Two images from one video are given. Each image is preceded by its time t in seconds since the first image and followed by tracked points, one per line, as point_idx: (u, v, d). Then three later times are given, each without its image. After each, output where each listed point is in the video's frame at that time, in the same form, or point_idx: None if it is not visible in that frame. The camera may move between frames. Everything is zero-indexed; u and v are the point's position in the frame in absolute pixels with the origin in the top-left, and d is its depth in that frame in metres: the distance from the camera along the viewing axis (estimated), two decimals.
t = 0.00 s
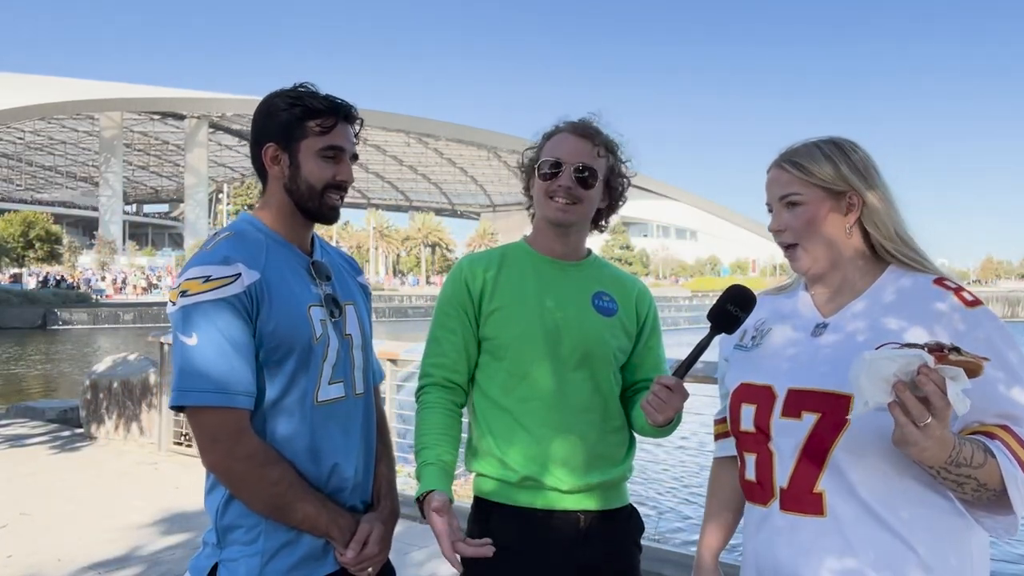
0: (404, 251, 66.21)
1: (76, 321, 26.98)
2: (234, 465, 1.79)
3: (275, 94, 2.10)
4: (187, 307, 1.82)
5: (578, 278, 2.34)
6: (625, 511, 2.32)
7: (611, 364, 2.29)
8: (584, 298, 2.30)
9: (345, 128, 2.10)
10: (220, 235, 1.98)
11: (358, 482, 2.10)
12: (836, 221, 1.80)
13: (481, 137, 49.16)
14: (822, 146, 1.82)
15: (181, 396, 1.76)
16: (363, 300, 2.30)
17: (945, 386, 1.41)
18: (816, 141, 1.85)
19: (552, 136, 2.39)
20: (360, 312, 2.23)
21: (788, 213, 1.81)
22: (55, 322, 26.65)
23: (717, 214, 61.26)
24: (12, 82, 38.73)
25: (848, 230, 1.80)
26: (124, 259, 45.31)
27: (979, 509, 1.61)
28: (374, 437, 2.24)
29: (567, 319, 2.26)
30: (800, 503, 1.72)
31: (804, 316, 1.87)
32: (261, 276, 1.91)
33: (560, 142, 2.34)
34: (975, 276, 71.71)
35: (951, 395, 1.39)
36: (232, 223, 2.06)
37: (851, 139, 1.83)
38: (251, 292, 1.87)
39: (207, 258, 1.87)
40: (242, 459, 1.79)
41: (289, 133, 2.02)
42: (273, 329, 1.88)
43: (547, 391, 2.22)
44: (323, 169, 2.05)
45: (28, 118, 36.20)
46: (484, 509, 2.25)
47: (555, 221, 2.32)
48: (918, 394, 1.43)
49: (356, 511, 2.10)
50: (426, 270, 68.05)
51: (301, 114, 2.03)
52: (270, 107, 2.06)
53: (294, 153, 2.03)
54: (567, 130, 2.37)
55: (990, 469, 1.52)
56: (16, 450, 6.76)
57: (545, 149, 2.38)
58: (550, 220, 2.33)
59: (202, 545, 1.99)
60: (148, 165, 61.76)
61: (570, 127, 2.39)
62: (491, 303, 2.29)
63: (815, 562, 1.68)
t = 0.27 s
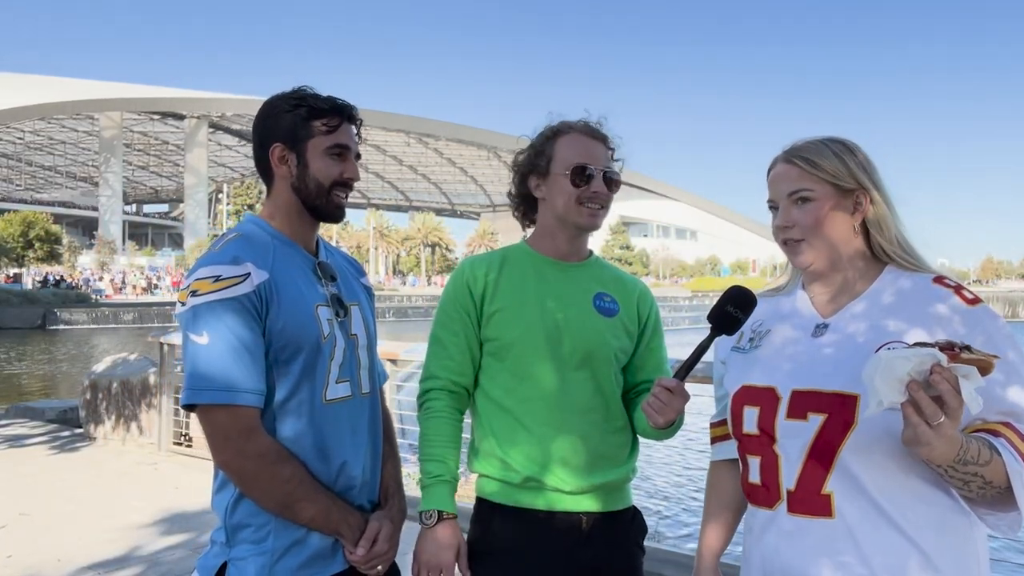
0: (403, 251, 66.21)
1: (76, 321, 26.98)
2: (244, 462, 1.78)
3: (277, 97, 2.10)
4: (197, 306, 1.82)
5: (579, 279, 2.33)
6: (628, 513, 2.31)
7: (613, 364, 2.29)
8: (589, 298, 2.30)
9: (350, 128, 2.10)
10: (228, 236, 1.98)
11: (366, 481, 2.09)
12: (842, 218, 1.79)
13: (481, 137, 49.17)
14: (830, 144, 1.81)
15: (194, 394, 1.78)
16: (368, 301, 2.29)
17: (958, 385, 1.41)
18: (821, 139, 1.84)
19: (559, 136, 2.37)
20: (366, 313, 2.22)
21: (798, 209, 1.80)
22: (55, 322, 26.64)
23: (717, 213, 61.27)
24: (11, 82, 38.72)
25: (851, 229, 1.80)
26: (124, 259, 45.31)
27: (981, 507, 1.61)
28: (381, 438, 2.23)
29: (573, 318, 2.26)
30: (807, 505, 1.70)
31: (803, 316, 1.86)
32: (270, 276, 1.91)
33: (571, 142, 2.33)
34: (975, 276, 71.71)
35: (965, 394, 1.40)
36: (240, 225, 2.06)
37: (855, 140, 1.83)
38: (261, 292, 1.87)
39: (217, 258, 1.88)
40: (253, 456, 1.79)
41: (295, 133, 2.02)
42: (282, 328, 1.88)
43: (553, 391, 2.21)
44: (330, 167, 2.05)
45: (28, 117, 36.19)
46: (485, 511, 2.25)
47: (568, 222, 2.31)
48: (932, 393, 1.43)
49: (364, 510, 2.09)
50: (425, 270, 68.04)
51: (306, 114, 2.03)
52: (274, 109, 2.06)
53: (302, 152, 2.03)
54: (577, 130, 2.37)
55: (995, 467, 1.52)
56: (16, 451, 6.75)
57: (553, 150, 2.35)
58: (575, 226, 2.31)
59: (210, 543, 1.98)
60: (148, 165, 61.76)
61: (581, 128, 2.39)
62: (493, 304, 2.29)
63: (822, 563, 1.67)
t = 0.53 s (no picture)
0: (403, 250, 66.20)
1: (76, 321, 26.96)
2: (248, 460, 1.78)
3: (281, 101, 2.11)
4: (202, 306, 1.82)
5: (575, 279, 2.32)
6: (627, 513, 2.30)
7: (612, 364, 2.28)
8: (591, 297, 2.30)
9: (355, 129, 2.11)
10: (233, 237, 1.98)
11: (370, 480, 2.08)
12: (844, 219, 1.79)
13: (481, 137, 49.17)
14: (827, 148, 1.81)
15: (198, 392, 1.78)
16: (373, 302, 2.29)
17: (976, 387, 1.41)
18: (819, 140, 1.85)
19: (561, 138, 2.35)
20: (371, 314, 2.22)
21: (800, 214, 1.80)
22: (54, 322, 26.62)
23: (717, 213, 61.29)
24: (11, 82, 38.70)
25: (852, 229, 1.79)
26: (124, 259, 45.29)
27: (987, 505, 1.62)
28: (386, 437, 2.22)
29: (575, 317, 2.26)
30: (813, 506, 1.69)
31: (802, 316, 1.86)
32: (274, 275, 1.91)
33: (574, 144, 2.33)
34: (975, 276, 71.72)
35: (983, 394, 1.40)
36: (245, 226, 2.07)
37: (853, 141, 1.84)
38: (265, 291, 1.87)
39: (222, 258, 1.89)
40: (257, 453, 1.79)
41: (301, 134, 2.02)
42: (286, 327, 1.88)
43: (552, 391, 2.21)
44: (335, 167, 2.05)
45: (27, 117, 36.17)
46: (486, 512, 2.25)
47: (575, 224, 2.31)
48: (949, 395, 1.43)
49: (368, 509, 2.09)
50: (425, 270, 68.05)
51: (312, 115, 2.03)
52: (279, 110, 2.06)
53: (308, 153, 2.03)
54: (577, 131, 2.37)
55: (1004, 466, 1.52)
56: (16, 451, 6.74)
57: (559, 153, 2.33)
58: (585, 228, 2.32)
59: (217, 541, 1.98)
60: (148, 165, 61.75)
61: (581, 129, 2.39)
62: (489, 307, 2.28)
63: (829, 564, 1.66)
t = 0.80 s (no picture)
0: (403, 250, 66.21)
1: (75, 321, 26.94)
2: (244, 456, 1.79)
3: (290, 104, 2.10)
4: (203, 303, 1.82)
5: (573, 278, 2.32)
6: (622, 513, 2.30)
7: (609, 365, 2.28)
8: (590, 297, 2.30)
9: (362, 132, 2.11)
10: (237, 237, 1.99)
11: (369, 480, 2.07)
12: (847, 218, 1.78)
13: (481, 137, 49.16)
14: (836, 143, 1.81)
15: (197, 388, 1.79)
16: (378, 303, 2.28)
17: (981, 391, 1.41)
18: (828, 139, 1.84)
19: (555, 136, 2.35)
20: (375, 315, 2.21)
21: (805, 207, 1.79)
22: (54, 322, 26.61)
23: (717, 213, 61.30)
24: (11, 82, 38.68)
25: (854, 229, 1.79)
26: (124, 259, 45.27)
27: (988, 505, 1.61)
28: (388, 438, 2.22)
29: (574, 316, 2.26)
30: (815, 508, 1.69)
31: (802, 316, 1.86)
32: (276, 274, 1.91)
33: (568, 143, 2.32)
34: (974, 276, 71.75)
35: (987, 399, 1.40)
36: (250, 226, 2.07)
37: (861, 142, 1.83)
38: (265, 289, 1.87)
39: (224, 256, 1.89)
40: (254, 450, 1.79)
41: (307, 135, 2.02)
42: (286, 324, 1.88)
43: (549, 391, 2.21)
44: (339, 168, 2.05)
45: (27, 117, 36.15)
46: (481, 512, 2.24)
47: (571, 224, 2.31)
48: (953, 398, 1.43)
49: (367, 509, 2.08)
50: (425, 270, 68.06)
51: (318, 117, 2.03)
52: (286, 112, 2.06)
53: (313, 153, 2.03)
54: (570, 130, 2.36)
55: (1005, 467, 1.52)
56: (15, 451, 6.74)
57: (552, 151, 2.32)
58: (580, 227, 2.32)
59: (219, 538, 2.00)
60: (148, 165, 61.74)
61: (575, 127, 2.38)
62: (485, 307, 2.28)
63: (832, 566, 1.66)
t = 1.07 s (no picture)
0: (403, 250, 66.20)
1: (75, 321, 26.92)
2: (236, 451, 1.81)
3: (297, 105, 2.11)
4: (202, 298, 1.84)
5: (572, 278, 2.32)
6: (620, 514, 2.29)
7: (606, 365, 2.27)
8: (589, 297, 2.29)
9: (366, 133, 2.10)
10: (240, 234, 2.00)
11: (365, 480, 2.06)
12: (849, 218, 1.78)
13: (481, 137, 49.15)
14: (844, 141, 1.81)
15: (193, 381, 1.82)
16: (381, 305, 2.26)
17: (969, 394, 1.41)
18: (838, 138, 1.83)
19: (551, 139, 2.34)
20: (377, 316, 2.19)
21: (808, 202, 1.79)
22: (54, 322, 26.59)
23: (717, 213, 61.31)
24: (10, 82, 38.66)
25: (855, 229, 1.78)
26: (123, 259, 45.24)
27: (987, 507, 1.61)
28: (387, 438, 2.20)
29: (571, 316, 2.25)
30: (814, 508, 1.68)
31: (801, 314, 1.85)
32: (275, 271, 1.91)
33: (565, 147, 2.32)
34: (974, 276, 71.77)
35: (977, 402, 1.39)
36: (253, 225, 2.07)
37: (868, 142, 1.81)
38: (263, 286, 1.88)
39: (224, 252, 1.91)
40: (245, 445, 1.80)
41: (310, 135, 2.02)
42: (282, 322, 1.89)
43: (546, 394, 2.20)
44: (341, 169, 2.04)
45: (27, 117, 36.12)
46: (476, 511, 2.24)
47: (566, 230, 2.31)
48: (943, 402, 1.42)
49: (362, 510, 2.07)
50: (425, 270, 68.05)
51: (321, 118, 2.03)
52: (292, 112, 2.07)
53: (315, 154, 2.03)
54: (569, 133, 2.36)
55: (1002, 468, 1.51)
56: (15, 451, 6.73)
57: (549, 155, 2.31)
58: (575, 233, 2.32)
59: (216, 537, 2.02)
60: (147, 165, 61.70)
61: (571, 129, 2.37)
62: (482, 309, 2.27)
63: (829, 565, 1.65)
